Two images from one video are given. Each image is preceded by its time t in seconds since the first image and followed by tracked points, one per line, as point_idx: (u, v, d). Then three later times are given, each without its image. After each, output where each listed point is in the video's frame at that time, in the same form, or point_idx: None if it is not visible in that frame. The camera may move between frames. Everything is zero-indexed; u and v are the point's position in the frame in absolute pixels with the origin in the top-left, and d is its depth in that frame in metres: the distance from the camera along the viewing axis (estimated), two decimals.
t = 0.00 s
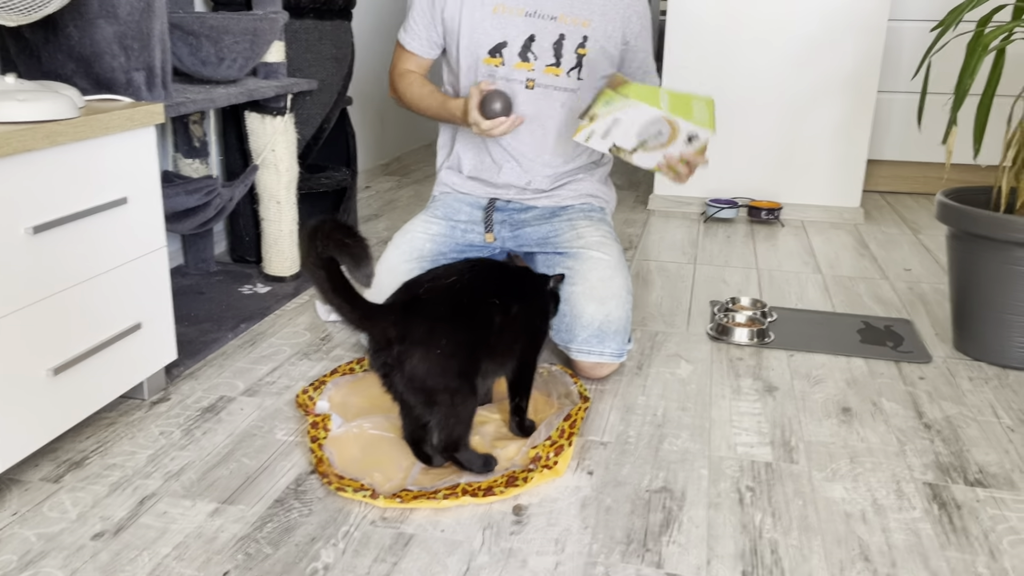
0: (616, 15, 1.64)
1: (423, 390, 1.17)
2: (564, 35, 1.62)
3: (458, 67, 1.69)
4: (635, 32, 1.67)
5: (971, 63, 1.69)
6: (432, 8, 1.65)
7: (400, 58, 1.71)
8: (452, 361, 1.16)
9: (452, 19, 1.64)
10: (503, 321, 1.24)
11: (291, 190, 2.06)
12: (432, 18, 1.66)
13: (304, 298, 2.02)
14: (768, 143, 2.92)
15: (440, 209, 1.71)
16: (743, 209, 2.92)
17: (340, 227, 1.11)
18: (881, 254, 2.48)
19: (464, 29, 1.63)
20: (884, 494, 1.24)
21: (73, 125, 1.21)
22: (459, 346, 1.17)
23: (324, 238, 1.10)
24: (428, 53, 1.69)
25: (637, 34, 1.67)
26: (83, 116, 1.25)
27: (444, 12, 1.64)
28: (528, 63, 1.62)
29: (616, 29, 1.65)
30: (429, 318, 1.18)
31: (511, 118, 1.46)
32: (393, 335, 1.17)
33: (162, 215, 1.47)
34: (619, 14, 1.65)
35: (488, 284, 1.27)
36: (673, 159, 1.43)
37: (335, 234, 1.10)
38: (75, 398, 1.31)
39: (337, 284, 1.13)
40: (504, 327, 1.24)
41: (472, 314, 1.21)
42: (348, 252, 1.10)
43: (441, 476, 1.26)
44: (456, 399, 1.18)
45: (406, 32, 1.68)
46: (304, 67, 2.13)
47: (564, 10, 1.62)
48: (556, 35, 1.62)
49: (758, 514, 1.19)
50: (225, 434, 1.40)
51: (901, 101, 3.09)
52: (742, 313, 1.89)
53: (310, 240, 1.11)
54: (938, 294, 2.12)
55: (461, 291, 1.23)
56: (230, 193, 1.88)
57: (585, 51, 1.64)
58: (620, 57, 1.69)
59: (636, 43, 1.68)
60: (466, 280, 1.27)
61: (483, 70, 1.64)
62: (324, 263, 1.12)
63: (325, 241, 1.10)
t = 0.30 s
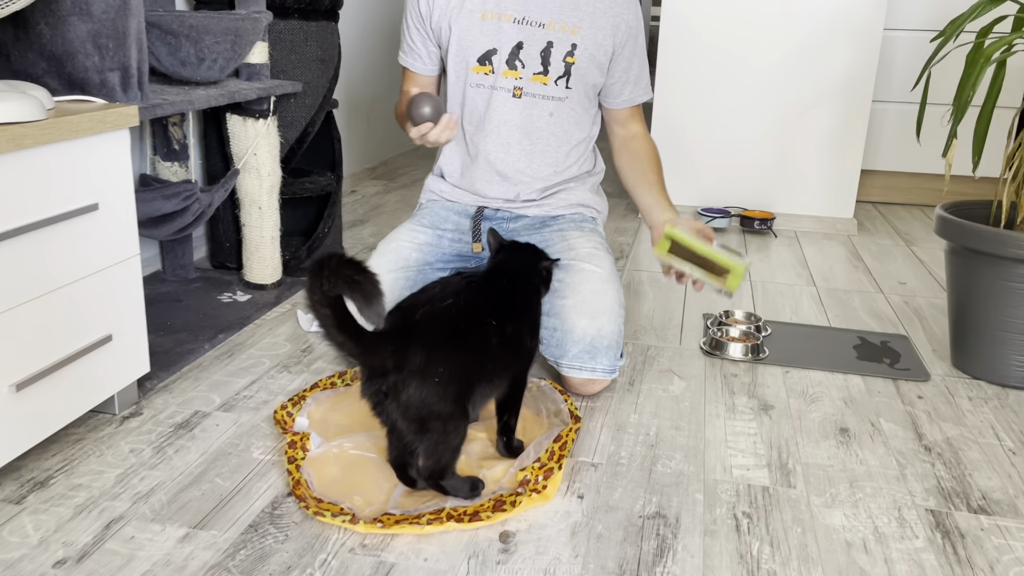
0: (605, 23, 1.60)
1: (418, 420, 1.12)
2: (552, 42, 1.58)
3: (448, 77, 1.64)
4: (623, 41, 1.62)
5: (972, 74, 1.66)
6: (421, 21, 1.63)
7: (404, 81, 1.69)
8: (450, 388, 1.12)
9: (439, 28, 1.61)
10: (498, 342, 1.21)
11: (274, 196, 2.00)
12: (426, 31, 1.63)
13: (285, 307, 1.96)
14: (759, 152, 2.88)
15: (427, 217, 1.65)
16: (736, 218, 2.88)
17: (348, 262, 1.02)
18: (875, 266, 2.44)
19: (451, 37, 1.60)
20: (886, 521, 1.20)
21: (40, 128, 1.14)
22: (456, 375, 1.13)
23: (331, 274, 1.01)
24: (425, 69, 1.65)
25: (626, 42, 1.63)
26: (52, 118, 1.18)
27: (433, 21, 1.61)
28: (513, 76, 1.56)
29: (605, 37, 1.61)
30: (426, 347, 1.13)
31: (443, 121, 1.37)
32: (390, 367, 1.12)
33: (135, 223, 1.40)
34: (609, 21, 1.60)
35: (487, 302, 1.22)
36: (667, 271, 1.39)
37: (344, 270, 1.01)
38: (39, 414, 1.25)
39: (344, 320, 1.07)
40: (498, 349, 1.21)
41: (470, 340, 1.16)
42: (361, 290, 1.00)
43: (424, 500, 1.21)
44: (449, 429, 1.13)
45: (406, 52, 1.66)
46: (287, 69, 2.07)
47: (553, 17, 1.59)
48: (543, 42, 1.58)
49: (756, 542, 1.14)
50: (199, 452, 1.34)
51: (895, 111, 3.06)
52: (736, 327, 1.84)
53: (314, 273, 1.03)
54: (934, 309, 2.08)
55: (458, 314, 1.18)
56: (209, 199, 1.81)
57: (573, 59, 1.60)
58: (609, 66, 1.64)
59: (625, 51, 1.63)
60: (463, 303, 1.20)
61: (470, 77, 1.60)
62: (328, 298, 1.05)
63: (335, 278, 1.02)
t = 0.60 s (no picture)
0: (616, 22, 1.53)
1: (422, 440, 1.06)
2: (559, 41, 1.51)
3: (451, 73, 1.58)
4: (633, 41, 1.55)
5: (997, 79, 1.59)
6: (425, 12, 1.57)
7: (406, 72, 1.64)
8: (457, 406, 1.06)
9: (443, 20, 1.55)
10: (504, 356, 1.14)
11: (270, 196, 1.93)
12: (430, 23, 1.58)
13: (280, 312, 1.89)
14: (768, 157, 2.81)
15: (428, 221, 1.58)
16: (744, 224, 2.81)
17: (350, 278, 0.96)
18: (889, 275, 2.37)
19: (454, 31, 1.53)
20: (913, 549, 1.13)
21: (19, 122, 1.07)
22: (463, 393, 1.07)
23: (329, 290, 0.96)
24: (428, 62, 1.60)
25: (637, 42, 1.56)
26: (33, 112, 1.11)
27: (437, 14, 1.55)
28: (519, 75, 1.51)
29: (615, 37, 1.54)
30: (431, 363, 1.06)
31: (410, 119, 1.29)
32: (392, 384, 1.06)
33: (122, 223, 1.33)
34: (620, 19, 1.53)
35: (494, 313, 1.16)
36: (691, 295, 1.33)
37: (346, 288, 0.95)
38: (15, 425, 1.18)
39: (340, 335, 0.99)
40: (503, 364, 1.14)
41: (476, 354, 1.10)
42: (361, 307, 0.95)
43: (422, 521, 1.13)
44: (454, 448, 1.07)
45: (409, 42, 1.61)
46: (285, 65, 2.00)
47: (560, 14, 1.52)
48: (550, 40, 1.51)
49: (776, 571, 1.07)
50: (185, 466, 1.26)
51: (907, 117, 2.99)
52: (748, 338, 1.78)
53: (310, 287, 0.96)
54: (952, 321, 2.01)
55: (464, 326, 1.12)
56: (202, 198, 1.74)
57: (580, 59, 1.53)
58: (619, 67, 1.57)
59: (635, 52, 1.56)
60: (470, 317, 1.13)
61: (472, 74, 1.53)
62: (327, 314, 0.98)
63: (333, 293, 0.96)
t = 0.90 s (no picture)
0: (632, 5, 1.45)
1: (430, 439, 0.99)
2: (570, 23, 1.44)
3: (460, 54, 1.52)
4: (649, 26, 1.46)
5: None
6: None
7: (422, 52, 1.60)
8: (468, 401, 0.99)
9: None
10: (515, 350, 1.07)
11: (269, 184, 1.85)
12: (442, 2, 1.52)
13: (280, 305, 1.82)
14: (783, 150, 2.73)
15: (433, 210, 1.50)
16: (758, 219, 2.73)
17: (350, 266, 0.88)
18: (909, 271, 2.29)
19: (463, 10, 1.47)
20: (954, 560, 1.05)
21: None
22: (475, 388, 1.00)
23: (327, 276, 0.88)
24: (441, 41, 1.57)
25: (653, 28, 1.46)
26: (13, 86, 1.04)
27: None
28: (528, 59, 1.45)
29: (630, 21, 1.45)
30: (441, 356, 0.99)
31: (433, 141, 1.27)
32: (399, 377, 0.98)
33: (111, 209, 1.26)
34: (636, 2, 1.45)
35: (505, 303, 1.08)
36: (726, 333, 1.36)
37: (346, 275, 0.87)
38: None
39: (340, 327, 0.91)
40: (513, 359, 1.07)
41: (488, 347, 1.03)
42: (361, 299, 0.86)
43: (427, 527, 1.06)
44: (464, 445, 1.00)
45: (422, 20, 1.56)
46: (286, 49, 1.92)
47: None
48: (561, 22, 1.43)
49: None
50: (176, 466, 1.19)
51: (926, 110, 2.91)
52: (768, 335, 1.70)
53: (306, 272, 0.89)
54: (978, 318, 1.93)
55: (475, 317, 1.04)
56: (199, 186, 1.67)
57: (592, 44, 1.44)
58: (634, 52, 1.48)
59: (650, 39, 1.47)
60: (481, 307, 1.06)
61: (479, 56, 1.46)
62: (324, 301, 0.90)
63: (332, 281, 0.88)
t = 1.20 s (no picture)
0: None
1: (432, 431, 0.93)
2: (574, 3, 1.36)
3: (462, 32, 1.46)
4: (659, 8, 1.38)
5: None
6: None
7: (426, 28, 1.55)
8: (473, 391, 0.94)
9: None
10: (521, 336, 1.02)
11: (266, 169, 1.79)
12: None
13: (276, 294, 1.76)
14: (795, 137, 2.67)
15: (435, 194, 1.44)
16: (768, 208, 2.67)
17: (345, 249, 0.82)
18: (925, 262, 2.23)
19: None
20: (985, 561, 0.99)
21: None
22: (481, 375, 0.94)
23: (318, 259, 0.82)
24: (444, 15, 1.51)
25: (662, 9, 1.39)
26: None
27: None
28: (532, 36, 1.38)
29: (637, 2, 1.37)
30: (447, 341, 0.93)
31: (460, 126, 1.21)
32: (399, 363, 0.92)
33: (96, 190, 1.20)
34: None
35: (511, 288, 1.03)
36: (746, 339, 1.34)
37: (340, 259, 0.81)
38: None
39: (333, 312, 0.86)
40: (519, 347, 1.02)
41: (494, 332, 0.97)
42: (357, 288, 0.80)
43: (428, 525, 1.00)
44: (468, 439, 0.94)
45: None
46: (283, 29, 1.87)
47: None
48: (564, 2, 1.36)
49: None
50: (165, 460, 1.13)
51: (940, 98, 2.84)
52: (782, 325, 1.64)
53: (296, 254, 0.83)
54: (998, 309, 1.87)
55: (480, 300, 0.99)
56: (191, 169, 1.61)
57: (596, 25, 1.37)
58: (642, 35, 1.40)
59: (660, 21, 1.39)
60: (487, 291, 1.00)
61: (479, 35, 1.40)
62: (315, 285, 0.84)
63: (326, 266, 0.81)
